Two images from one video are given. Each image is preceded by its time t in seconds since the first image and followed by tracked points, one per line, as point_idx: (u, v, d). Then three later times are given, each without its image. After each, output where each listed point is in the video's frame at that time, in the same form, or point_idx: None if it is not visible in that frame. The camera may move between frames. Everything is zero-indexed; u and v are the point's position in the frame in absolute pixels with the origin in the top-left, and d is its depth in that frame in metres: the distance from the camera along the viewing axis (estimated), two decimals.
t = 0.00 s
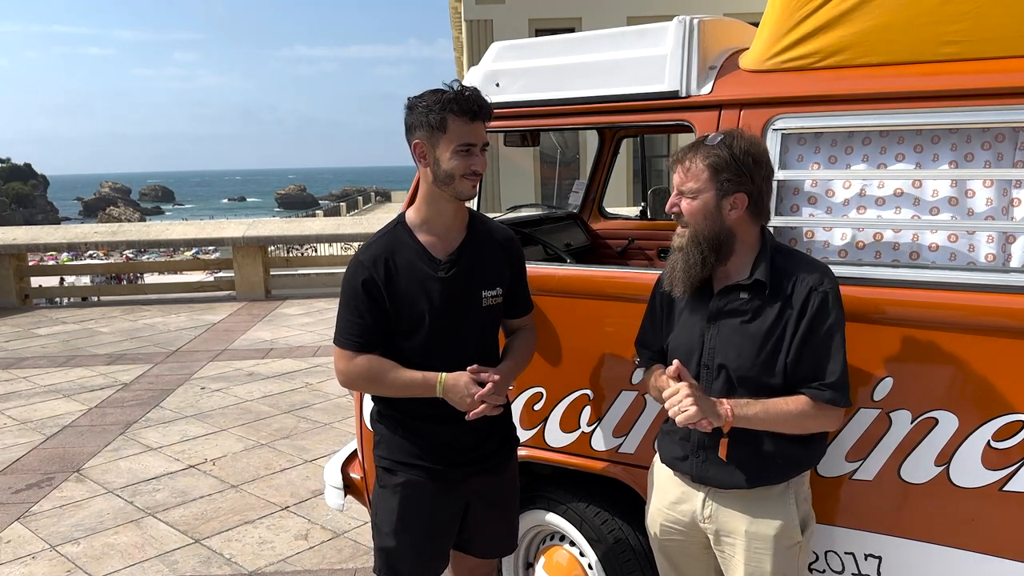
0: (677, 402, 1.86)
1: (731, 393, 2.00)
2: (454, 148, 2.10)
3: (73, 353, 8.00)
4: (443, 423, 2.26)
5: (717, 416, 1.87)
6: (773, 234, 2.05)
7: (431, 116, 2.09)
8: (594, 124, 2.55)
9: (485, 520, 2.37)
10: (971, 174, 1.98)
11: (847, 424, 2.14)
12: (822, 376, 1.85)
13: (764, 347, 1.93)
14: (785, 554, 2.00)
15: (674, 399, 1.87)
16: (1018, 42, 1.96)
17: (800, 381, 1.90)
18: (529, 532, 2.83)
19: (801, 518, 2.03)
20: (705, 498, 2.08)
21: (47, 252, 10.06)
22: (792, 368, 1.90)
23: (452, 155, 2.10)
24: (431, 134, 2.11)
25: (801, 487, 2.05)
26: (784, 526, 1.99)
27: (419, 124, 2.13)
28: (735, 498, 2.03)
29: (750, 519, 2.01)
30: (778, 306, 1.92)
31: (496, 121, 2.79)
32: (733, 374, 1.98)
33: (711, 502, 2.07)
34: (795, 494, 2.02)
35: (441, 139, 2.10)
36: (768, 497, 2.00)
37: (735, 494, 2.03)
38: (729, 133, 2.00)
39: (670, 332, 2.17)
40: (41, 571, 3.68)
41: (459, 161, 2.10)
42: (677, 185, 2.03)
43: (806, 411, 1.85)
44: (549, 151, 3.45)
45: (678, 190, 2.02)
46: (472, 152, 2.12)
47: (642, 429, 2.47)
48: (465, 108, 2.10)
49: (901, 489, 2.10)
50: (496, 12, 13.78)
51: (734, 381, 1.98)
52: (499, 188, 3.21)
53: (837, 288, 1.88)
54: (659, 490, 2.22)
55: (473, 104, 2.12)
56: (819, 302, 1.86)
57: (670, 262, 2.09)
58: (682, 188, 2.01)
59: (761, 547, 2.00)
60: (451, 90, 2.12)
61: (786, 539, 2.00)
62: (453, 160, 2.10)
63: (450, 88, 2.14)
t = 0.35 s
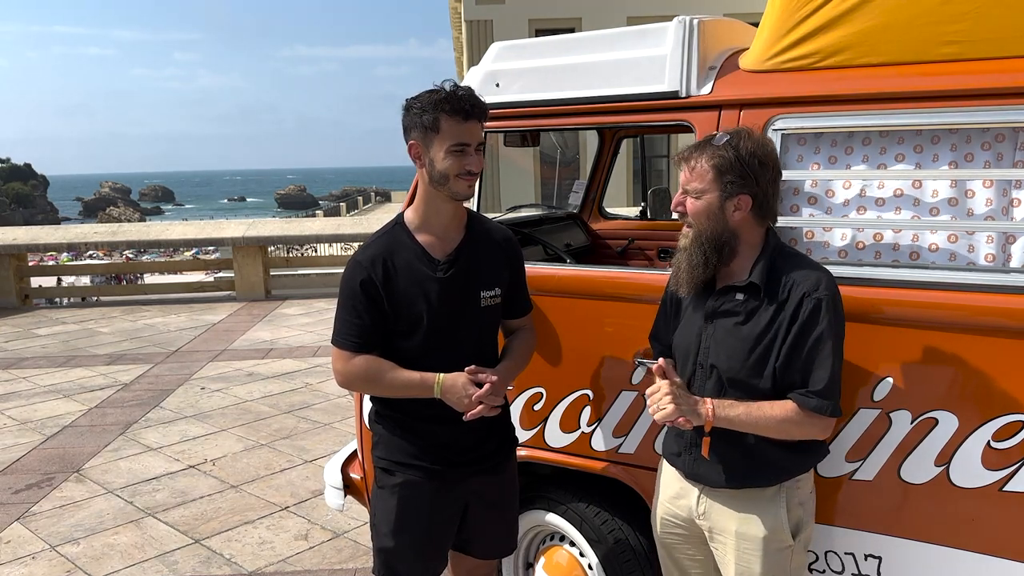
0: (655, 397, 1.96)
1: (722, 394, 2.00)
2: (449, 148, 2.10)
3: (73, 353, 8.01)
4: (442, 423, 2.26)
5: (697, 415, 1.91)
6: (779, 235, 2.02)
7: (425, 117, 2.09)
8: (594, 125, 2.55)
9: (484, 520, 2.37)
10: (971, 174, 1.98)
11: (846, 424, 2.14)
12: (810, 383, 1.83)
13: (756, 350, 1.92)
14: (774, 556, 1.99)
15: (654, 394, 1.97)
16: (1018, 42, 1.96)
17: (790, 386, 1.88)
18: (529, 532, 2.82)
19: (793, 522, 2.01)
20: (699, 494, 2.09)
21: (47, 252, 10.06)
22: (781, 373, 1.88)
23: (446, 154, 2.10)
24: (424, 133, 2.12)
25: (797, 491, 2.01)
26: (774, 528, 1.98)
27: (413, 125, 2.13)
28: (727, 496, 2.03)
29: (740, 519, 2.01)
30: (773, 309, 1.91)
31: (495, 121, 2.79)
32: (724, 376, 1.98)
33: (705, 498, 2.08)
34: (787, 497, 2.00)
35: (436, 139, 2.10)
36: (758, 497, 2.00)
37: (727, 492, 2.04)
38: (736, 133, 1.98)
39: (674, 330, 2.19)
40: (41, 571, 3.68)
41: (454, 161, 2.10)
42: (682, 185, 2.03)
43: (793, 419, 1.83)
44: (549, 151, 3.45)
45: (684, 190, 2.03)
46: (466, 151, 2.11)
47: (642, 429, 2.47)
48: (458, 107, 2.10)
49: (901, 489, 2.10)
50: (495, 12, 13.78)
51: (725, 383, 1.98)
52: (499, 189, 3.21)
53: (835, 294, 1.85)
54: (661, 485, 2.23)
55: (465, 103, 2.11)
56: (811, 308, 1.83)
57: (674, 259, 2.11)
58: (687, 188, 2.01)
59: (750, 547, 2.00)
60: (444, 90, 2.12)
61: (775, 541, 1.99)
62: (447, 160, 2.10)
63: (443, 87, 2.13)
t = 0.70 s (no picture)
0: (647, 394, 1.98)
1: (722, 395, 2.01)
2: (438, 144, 2.10)
3: (73, 353, 8.02)
4: (440, 423, 2.26)
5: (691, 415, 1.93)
6: (784, 236, 2.02)
7: (416, 116, 2.12)
8: (594, 125, 2.54)
9: (483, 520, 2.37)
10: (971, 174, 1.98)
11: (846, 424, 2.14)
12: (808, 386, 1.82)
13: (756, 352, 1.92)
14: (772, 556, 1.99)
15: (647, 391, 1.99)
16: (1018, 41, 1.96)
17: (789, 389, 1.88)
18: (529, 532, 2.82)
19: (792, 523, 2.00)
20: (700, 493, 2.10)
21: (47, 252, 10.06)
22: (781, 376, 1.88)
23: (434, 151, 2.10)
24: (416, 131, 2.14)
25: (797, 493, 2.00)
26: (772, 528, 1.98)
27: (406, 125, 2.16)
28: (727, 496, 2.03)
29: (738, 519, 2.01)
30: (775, 311, 1.90)
31: (495, 121, 2.79)
32: (724, 376, 1.99)
33: (706, 497, 2.08)
34: (787, 498, 1.98)
35: (426, 137, 2.11)
36: (757, 498, 1.99)
37: (727, 492, 2.03)
38: (741, 133, 1.97)
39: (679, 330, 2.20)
40: (41, 571, 3.67)
41: (442, 158, 2.10)
42: (686, 185, 2.04)
43: (788, 421, 1.83)
44: (549, 151, 3.44)
45: (689, 189, 2.03)
46: (455, 148, 2.11)
47: (642, 429, 2.46)
48: (445, 104, 2.10)
49: (901, 489, 2.10)
50: (496, 12, 13.78)
51: (725, 383, 1.99)
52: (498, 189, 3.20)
53: (838, 297, 1.84)
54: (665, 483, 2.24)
55: (453, 100, 2.11)
56: (811, 311, 1.82)
57: (679, 259, 2.11)
58: (692, 188, 2.01)
59: (749, 547, 2.00)
60: (434, 89, 2.14)
61: (773, 542, 1.98)
62: (436, 157, 2.11)
63: (433, 86, 2.15)
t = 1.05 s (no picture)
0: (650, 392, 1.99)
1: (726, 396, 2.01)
2: (436, 144, 2.10)
3: (73, 353, 8.02)
4: (440, 423, 2.26)
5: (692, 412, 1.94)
6: (787, 236, 2.02)
7: (414, 117, 2.12)
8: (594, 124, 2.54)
9: (483, 520, 2.37)
10: (971, 174, 1.98)
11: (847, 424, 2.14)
12: (813, 386, 1.82)
13: (761, 352, 1.92)
14: (775, 557, 1.99)
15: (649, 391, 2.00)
16: (1018, 41, 1.96)
17: (794, 389, 1.88)
18: (529, 532, 2.82)
19: (797, 526, 1.98)
20: (704, 494, 2.10)
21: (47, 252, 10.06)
22: (785, 376, 1.88)
23: (432, 151, 2.11)
24: (414, 132, 2.14)
25: (802, 495, 1.98)
26: (776, 530, 1.97)
27: (405, 126, 2.16)
28: (732, 496, 2.03)
29: (742, 520, 2.01)
30: (779, 311, 1.90)
31: (495, 121, 2.79)
32: (728, 377, 1.99)
33: (710, 498, 2.08)
34: (792, 500, 1.97)
35: (424, 137, 2.11)
36: (761, 499, 1.99)
37: (731, 491, 2.04)
38: (743, 133, 1.97)
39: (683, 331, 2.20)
40: (41, 571, 3.67)
41: (440, 158, 2.10)
42: (688, 186, 2.04)
43: (792, 421, 1.83)
44: (549, 151, 3.44)
45: (691, 190, 2.03)
46: (453, 149, 2.11)
47: (642, 429, 2.46)
48: (443, 104, 2.10)
49: (901, 489, 2.10)
50: (496, 13, 13.78)
51: (729, 384, 1.99)
52: (498, 190, 3.20)
53: (843, 296, 1.84)
54: (669, 484, 2.23)
55: (451, 100, 2.12)
56: (816, 311, 1.82)
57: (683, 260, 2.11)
58: (694, 188, 2.01)
59: (752, 548, 2.00)
60: (432, 89, 2.14)
61: (776, 544, 1.98)
62: (434, 158, 2.11)
63: (431, 87, 2.16)
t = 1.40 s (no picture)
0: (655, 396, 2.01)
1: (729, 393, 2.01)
2: (432, 144, 2.10)
3: (73, 353, 8.02)
4: (439, 423, 2.26)
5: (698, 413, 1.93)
6: (784, 232, 2.03)
7: (406, 120, 2.13)
8: (594, 124, 2.54)
9: (482, 520, 2.37)
10: (971, 174, 1.98)
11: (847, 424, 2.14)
12: (819, 379, 1.83)
13: (763, 348, 1.92)
14: (783, 557, 1.99)
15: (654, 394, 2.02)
16: (1018, 42, 1.96)
17: (799, 384, 1.88)
18: (529, 533, 2.82)
19: (805, 525, 2.00)
20: (709, 496, 2.09)
21: (47, 252, 10.06)
22: (790, 371, 1.89)
23: (430, 151, 2.11)
24: (409, 135, 2.15)
25: (808, 494, 2.00)
26: (785, 530, 1.98)
27: (399, 130, 2.17)
28: (738, 499, 2.03)
29: (750, 521, 2.01)
30: (780, 306, 1.91)
31: (495, 121, 2.79)
32: (731, 374, 1.98)
33: (715, 500, 2.08)
34: (799, 500, 1.99)
35: (419, 138, 2.12)
36: (769, 500, 1.99)
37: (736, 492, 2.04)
38: (739, 130, 1.99)
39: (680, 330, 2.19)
40: (41, 571, 3.68)
41: (439, 156, 2.10)
42: (688, 181, 2.04)
43: (799, 415, 1.84)
44: (549, 151, 3.44)
45: (690, 185, 2.03)
46: (449, 144, 2.11)
47: (642, 429, 2.46)
48: (432, 102, 2.11)
49: (901, 490, 2.10)
50: (496, 13, 13.78)
51: (732, 381, 1.98)
52: (498, 190, 3.20)
53: (842, 289, 1.85)
54: (670, 487, 2.23)
55: (440, 98, 2.12)
56: (818, 304, 1.83)
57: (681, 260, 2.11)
58: (694, 183, 2.01)
59: (761, 550, 2.00)
60: (419, 90, 2.15)
61: (784, 544, 1.98)
62: (433, 157, 2.11)
63: (419, 88, 2.16)
